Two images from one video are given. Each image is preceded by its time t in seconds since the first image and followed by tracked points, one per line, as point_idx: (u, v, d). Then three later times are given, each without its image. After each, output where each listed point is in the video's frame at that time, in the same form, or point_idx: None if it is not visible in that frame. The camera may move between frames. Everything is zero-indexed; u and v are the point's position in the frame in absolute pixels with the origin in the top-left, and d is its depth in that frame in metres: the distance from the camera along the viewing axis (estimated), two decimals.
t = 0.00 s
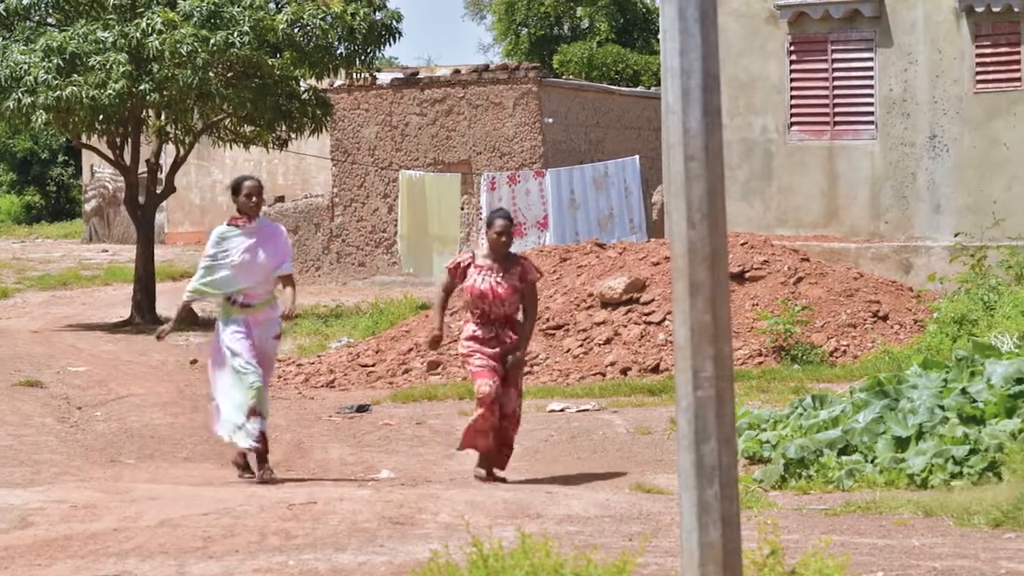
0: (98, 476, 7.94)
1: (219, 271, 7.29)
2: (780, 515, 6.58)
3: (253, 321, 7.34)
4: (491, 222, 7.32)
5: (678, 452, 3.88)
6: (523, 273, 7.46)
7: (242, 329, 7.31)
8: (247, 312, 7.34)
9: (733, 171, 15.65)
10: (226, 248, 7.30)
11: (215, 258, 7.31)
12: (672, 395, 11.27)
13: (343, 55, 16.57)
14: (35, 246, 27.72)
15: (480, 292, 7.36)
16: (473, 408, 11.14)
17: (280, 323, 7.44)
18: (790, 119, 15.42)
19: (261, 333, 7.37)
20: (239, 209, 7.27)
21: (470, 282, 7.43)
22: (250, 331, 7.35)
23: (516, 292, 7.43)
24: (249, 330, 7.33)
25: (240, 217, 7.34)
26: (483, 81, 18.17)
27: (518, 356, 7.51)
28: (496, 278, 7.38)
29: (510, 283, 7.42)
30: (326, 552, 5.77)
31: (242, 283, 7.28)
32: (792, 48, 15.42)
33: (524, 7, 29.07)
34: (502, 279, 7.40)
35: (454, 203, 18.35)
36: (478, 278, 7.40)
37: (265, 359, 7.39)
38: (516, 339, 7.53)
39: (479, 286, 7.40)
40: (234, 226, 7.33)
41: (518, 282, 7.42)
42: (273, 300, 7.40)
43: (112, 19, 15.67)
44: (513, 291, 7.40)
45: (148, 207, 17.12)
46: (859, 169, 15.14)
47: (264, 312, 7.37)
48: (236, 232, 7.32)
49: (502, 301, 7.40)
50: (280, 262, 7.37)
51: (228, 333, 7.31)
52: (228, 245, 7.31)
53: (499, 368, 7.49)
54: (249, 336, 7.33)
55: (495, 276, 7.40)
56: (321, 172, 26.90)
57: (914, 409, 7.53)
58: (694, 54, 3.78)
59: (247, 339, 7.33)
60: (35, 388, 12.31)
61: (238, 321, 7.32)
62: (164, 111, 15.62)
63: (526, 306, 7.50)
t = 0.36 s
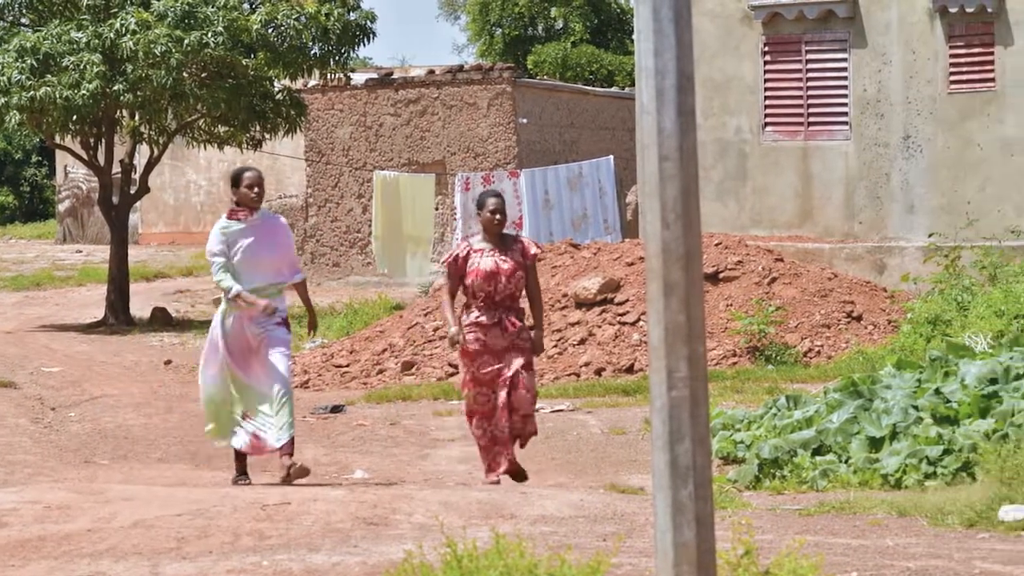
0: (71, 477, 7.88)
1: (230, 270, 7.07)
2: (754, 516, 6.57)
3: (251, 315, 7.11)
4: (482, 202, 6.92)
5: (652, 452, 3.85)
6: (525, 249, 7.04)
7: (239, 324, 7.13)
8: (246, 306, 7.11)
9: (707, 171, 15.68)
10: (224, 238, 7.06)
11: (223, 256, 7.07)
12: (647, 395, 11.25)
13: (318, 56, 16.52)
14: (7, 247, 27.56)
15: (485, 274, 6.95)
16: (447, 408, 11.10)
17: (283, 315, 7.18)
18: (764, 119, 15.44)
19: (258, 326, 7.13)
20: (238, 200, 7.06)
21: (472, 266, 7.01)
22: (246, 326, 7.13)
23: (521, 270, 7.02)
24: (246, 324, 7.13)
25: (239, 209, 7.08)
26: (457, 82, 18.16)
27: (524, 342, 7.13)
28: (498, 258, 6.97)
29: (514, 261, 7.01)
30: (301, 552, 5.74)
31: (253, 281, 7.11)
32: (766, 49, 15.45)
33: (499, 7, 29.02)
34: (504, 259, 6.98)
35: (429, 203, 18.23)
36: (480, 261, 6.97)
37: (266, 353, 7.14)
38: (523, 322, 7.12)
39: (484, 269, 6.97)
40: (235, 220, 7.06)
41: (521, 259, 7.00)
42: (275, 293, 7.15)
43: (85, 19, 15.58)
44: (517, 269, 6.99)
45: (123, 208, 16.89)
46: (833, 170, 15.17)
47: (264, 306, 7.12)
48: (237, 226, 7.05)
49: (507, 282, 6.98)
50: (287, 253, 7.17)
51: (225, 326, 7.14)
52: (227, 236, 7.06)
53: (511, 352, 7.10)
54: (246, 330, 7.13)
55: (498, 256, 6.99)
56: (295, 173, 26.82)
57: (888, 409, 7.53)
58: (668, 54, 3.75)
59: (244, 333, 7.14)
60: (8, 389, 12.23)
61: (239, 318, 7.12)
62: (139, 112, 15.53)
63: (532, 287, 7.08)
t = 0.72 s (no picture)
0: (43, 478, 7.81)
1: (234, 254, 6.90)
2: (727, 516, 6.57)
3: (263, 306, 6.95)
4: (497, 204, 6.88)
5: (624, 453, 3.82)
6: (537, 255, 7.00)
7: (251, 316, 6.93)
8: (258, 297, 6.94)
9: (681, 172, 15.74)
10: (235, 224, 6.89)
11: (228, 240, 6.91)
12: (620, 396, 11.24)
13: (290, 56, 16.41)
14: None
15: (497, 278, 6.90)
16: (421, 409, 11.07)
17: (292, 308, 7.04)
18: (737, 119, 15.47)
19: (274, 318, 6.99)
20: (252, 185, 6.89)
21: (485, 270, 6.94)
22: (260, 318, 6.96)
23: (532, 277, 6.97)
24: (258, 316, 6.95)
25: (251, 194, 6.93)
26: (431, 82, 18.09)
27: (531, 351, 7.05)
28: (511, 263, 6.92)
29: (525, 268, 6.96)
30: (274, 553, 5.69)
31: (259, 267, 6.91)
32: (739, 49, 15.48)
33: (472, 8, 28.96)
34: (517, 265, 6.94)
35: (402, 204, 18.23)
36: (493, 266, 6.91)
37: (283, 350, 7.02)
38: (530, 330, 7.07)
39: (497, 275, 6.92)
40: (246, 204, 6.91)
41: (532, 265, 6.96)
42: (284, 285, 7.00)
43: (57, 19, 15.49)
44: (530, 276, 6.94)
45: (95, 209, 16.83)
46: (806, 170, 15.20)
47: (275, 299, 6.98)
48: (247, 210, 6.89)
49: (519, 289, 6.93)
50: (299, 242, 7.04)
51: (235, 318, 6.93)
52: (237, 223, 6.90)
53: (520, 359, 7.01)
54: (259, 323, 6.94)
55: (511, 262, 6.94)
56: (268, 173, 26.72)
57: (862, 409, 7.53)
58: (641, 56, 3.73)
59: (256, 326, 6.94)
60: None
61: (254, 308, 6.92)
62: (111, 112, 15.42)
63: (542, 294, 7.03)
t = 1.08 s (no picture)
0: (16, 479, 7.75)
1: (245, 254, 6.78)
2: (701, 516, 6.56)
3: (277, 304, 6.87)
4: (485, 203, 6.91)
5: (600, 453, 3.80)
6: (530, 255, 6.99)
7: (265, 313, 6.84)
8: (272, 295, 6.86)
9: (656, 172, 15.76)
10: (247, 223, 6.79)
11: (239, 240, 6.79)
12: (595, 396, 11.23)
13: (265, 56, 16.36)
14: None
15: (481, 279, 6.94)
16: (396, 409, 11.03)
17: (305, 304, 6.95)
18: (712, 120, 15.50)
19: (285, 314, 6.89)
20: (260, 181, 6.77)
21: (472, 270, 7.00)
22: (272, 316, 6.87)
23: (521, 278, 6.97)
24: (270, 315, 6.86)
25: (261, 188, 6.81)
26: (405, 83, 18.04)
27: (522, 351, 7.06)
28: (496, 263, 6.94)
29: (516, 268, 6.96)
30: (249, 553, 5.65)
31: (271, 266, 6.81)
32: (714, 49, 15.49)
33: (447, 8, 28.92)
34: (505, 266, 6.94)
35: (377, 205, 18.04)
36: (478, 266, 6.96)
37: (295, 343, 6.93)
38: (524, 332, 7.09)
39: (482, 275, 6.95)
40: (257, 200, 6.79)
41: (521, 265, 6.96)
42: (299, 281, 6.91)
43: (32, 19, 15.38)
44: (517, 277, 6.94)
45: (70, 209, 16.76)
46: (780, 170, 15.22)
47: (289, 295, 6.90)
48: (259, 207, 6.78)
49: (504, 289, 6.95)
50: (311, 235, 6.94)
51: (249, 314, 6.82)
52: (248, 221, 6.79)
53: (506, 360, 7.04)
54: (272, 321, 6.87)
55: (498, 262, 6.95)
56: (243, 173, 26.62)
57: (836, 409, 7.53)
58: (616, 57, 3.70)
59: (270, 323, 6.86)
60: None
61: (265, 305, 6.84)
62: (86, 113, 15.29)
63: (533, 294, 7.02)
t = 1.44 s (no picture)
0: None
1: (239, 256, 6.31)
2: (650, 516, 6.54)
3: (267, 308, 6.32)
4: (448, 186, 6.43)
5: (548, 453, 3.76)
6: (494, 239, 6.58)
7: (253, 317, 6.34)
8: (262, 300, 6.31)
9: (605, 172, 15.78)
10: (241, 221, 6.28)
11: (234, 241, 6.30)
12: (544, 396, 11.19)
13: (214, 56, 16.18)
14: None
15: (448, 267, 6.47)
16: (346, 409, 10.94)
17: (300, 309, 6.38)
18: (661, 121, 15.52)
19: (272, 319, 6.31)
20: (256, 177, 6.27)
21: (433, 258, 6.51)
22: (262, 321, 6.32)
23: (487, 264, 6.56)
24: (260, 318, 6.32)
25: (257, 187, 6.29)
26: (355, 82, 17.88)
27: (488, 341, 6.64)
28: (463, 249, 6.49)
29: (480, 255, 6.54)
30: (197, 555, 5.56)
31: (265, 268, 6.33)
32: (663, 50, 15.51)
33: (396, 8, 28.85)
34: (470, 252, 6.51)
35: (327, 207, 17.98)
36: (443, 253, 6.48)
37: (285, 349, 6.32)
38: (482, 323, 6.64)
39: (448, 261, 6.48)
40: (251, 198, 6.28)
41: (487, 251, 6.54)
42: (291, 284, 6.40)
43: None
44: (484, 263, 6.52)
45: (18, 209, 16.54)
46: (728, 170, 15.26)
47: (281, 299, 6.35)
48: (252, 205, 6.28)
49: (472, 276, 6.51)
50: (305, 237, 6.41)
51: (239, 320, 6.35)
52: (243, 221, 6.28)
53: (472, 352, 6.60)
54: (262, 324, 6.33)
55: (464, 249, 6.51)
56: (191, 173, 26.39)
57: (784, 409, 7.54)
58: (564, 57, 3.66)
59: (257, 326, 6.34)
60: None
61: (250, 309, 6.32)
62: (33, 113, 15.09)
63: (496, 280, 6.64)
